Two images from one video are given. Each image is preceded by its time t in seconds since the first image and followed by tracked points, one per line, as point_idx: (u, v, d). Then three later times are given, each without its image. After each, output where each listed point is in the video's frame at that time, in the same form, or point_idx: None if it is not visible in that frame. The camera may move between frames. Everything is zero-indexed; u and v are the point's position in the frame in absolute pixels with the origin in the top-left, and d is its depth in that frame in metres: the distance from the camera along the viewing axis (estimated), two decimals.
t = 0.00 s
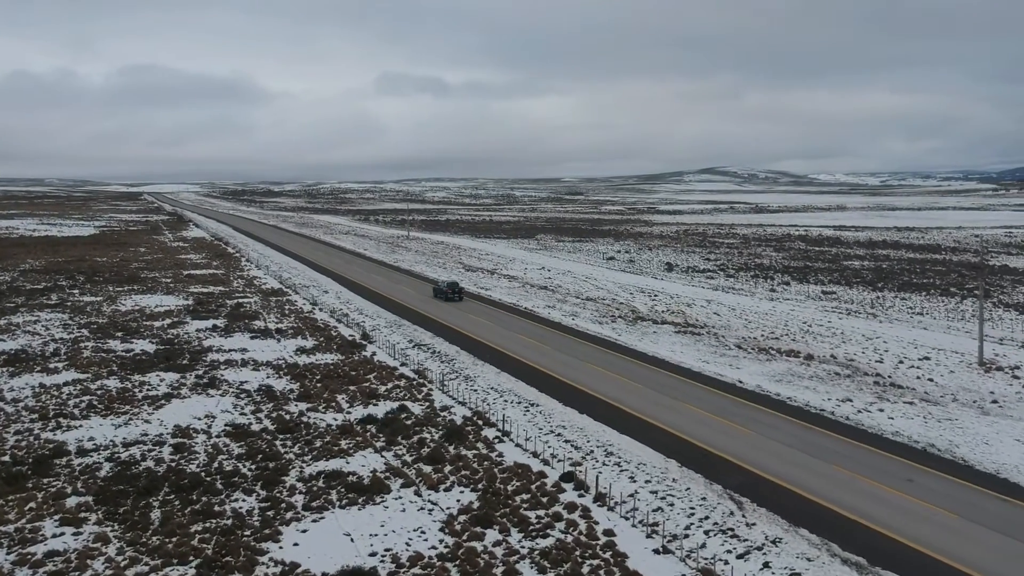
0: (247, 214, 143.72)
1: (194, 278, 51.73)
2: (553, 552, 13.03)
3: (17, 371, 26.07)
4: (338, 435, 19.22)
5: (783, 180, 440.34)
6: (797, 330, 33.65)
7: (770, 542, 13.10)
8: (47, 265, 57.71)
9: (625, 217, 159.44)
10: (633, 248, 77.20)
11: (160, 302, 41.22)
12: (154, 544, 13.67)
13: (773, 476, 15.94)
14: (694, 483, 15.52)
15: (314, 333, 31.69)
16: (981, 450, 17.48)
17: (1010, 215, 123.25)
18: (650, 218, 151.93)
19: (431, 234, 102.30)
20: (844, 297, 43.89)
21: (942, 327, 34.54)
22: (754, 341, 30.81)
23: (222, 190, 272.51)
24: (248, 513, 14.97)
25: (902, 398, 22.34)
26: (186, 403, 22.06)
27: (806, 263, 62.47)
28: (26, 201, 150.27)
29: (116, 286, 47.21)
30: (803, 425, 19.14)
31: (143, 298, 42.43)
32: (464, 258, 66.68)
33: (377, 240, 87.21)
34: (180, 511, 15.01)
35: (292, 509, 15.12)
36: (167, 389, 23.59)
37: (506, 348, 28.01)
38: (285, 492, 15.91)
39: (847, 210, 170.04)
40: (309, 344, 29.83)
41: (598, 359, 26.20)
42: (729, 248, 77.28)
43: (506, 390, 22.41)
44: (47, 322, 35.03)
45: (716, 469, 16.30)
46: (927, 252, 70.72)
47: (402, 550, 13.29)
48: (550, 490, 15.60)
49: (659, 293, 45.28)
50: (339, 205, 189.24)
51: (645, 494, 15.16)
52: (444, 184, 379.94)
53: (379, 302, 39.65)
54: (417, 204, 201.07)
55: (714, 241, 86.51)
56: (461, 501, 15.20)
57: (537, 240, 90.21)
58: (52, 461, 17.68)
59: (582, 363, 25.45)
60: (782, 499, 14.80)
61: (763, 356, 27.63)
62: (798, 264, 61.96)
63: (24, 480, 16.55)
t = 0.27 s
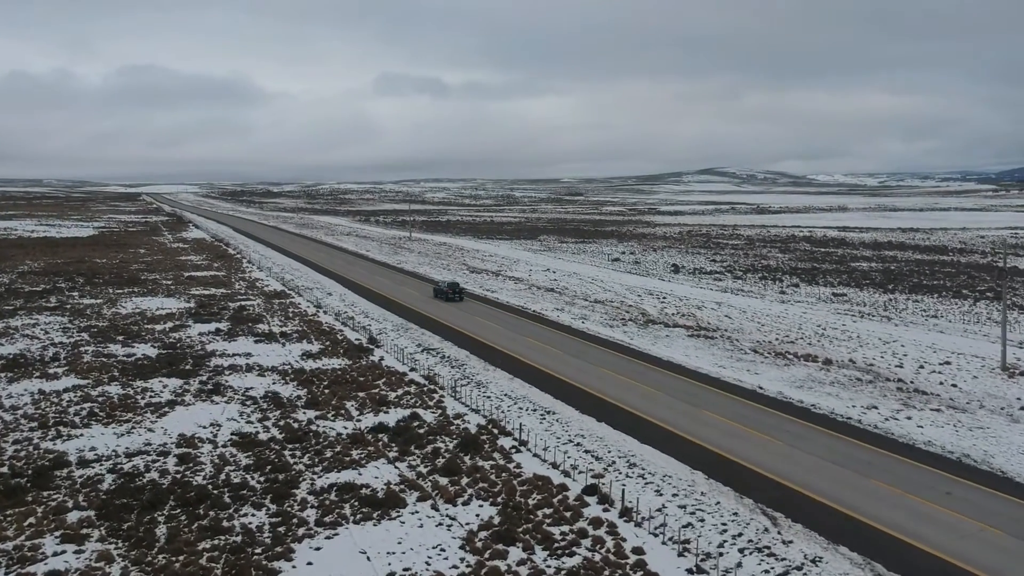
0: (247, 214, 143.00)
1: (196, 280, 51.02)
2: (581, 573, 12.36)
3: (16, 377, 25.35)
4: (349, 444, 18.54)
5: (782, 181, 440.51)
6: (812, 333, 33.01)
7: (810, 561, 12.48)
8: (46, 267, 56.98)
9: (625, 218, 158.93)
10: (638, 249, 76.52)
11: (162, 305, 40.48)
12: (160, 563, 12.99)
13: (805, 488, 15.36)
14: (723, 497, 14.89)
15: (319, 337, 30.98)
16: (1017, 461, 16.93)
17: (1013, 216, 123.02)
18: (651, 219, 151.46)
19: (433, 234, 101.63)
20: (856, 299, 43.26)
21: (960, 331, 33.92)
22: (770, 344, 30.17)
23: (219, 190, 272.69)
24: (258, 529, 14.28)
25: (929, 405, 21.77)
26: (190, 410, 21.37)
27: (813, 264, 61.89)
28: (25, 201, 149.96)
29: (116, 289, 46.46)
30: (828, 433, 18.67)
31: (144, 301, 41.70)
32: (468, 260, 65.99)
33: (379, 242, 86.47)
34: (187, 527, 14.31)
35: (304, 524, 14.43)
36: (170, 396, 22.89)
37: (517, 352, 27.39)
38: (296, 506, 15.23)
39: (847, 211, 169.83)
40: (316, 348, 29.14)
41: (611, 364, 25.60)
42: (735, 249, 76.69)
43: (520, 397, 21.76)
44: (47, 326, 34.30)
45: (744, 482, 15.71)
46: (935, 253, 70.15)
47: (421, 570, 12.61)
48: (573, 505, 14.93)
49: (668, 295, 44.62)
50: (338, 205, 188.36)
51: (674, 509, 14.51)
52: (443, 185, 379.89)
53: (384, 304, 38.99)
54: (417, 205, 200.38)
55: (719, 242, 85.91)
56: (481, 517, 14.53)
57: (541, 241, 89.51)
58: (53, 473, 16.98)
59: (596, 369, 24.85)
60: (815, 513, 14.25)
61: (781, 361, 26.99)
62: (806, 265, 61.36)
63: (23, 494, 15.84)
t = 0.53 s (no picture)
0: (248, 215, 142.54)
1: (199, 282, 50.35)
2: None
3: (16, 383, 24.68)
4: (362, 455, 17.87)
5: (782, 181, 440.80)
6: (829, 337, 32.31)
7: None
8: (46, 269, 56.32)
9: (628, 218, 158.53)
10: (644, 250, 75.83)
11: (164, 308, 39.81)
12: None
13: (842, 503, 14.73)
14: (758, 513, 14.23)
15: (327, 341, 30.29)
16: None
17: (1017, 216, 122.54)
18: (653, 220, 150.92)
19: (436, 235, 100.99)
20: (870, 302, 42.55)
21: (980, 335, 33.21)
22: (788, 349, 29.50)
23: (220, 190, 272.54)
24: (271, 546, 13.60)
25: (958, 412, 21.12)
26: (197, 418, 20.71)
27: (823, 266, 61.15)
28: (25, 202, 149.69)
29: (118, 291, 45.79)
30: (860, 442, 18.03)
31: (147, 304, 41.02)
32: (473, 261, 65.32)
33: (382, 243, 85.82)
34: (196, 545, 13.64)
35: (318, 541, 13.75)
36: (175, 403, 22.21)
37: (530, 357, 26.76)
38: (310, 522, 14.55)
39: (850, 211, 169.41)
40: (323, 352, 28.45)
41: (628, 369, 24.98)
42: (741, 250, 75.99)
43: (537, 404, 21.10)
44: (48, 330, 33.61)
45: (778, 495, 15.07)
46: (945, 254, 69.45)
47: None
48: (601, 520, 14.25)
49: (678, 297, 43.91)
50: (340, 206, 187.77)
51: (707, 525, 13.85)
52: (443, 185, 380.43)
53: (391, 307, 38.35)
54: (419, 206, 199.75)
55: (725, 243, 85.25)
56: (504, 533, 13.86)
57: (546, 242, 88.80)
58: (55, 485, 16.32)
59: (612, 374, 24.22)
60: (857, 530, 13.60)
61: (802, 366, 26.31)
62: (816, 266, 60.66)
63: (24, 508, 15.16)
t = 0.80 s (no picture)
0: (250, 216, 142.10)
1: (202, 284, 49.68)
2: None
3: (17, 389, 24.00)
4: (377, 465, 17.17)
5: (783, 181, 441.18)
6: (848, 340, 31.60)
7: None
8: (48, 270, 55.68)
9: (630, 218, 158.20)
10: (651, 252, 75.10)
11: (168, 310, 39.12)
12: None
13: (883, 518, 14.07)
14: (796, 530, 13.56)
15: (335, 345, 29.58)
16: None
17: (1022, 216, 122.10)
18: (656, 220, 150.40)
19: (440, 236, 100.35)
20: (885, 304, 41.82)
21: (1001, 338, 32.47)
22: (807, 353, 28.79)
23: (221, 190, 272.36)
24: (284, 565, 12.90)
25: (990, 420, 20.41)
26: (203, 427, 20.02)
27: (833, 267, 60.38)
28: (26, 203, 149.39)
29: (120, 293, 45.10)
30: (895, 452, 17.35)
31: (150, 306, 40.34)
32: (479, 262, 64.62)
33: (386, 244, 84.99)
34: (206, 564, 12.95)
35: (335, 559, 13.05)
36: (181, 411, 21.50)
37: (544, 361, 26.09)
38: (324, 538, 13.85)
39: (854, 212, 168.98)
40: (332, 357, 27.75)
41: (646, 374, 24.30)
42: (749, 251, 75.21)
43: (555, 412, 20.41)
44: (49, 333, 32.93)
45: (815, 510, 14.42)
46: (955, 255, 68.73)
47: None
48: (631, 537, 13.55)
49: (690, 299, 43.20)
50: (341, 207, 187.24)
51: (743, 543, 13.18)
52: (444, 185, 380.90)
53: (399, 309, 37.69)
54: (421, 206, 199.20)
55: (732, 244, 84.53)
56: (530, 551, 13.16)
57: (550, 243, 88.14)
58: (57, 498, 15.63)
59: (631, 379, 23.54)
60: (903, 549, 12.91)
61: (824, 372, 25.59)
62: (826, 268, 59.96)
63: (25, 523, 14.48)
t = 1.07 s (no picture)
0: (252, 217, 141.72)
1: (206, 285, 49.01)
2: None
3: (18, 395, 23.34)
4: (393, 477, 16.48)
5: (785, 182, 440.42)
6: (867, 344, 30.88)
7: None
8: (50, 272, 55.11)
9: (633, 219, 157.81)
10: (657, 253, 74.36)
11: (172, 313, 38.46)
12: None
13: (930, 536, 13.36)
14: (839, 549, 12.85)
15: (344, 350, 28.90)
16: None
17: None
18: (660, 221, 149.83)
19: (444, 237, 99.74)
20: (901, 306, 41.08)
21: None
22: (828, 357, 28.08)
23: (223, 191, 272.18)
24: None
25: None
26: (211, 436, 19.35)
27: (843, 269, 59.60)
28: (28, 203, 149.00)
29: (123, 295, 44.47)
30: (934, 464, 16.64)
31: (153, 309, 39.70)
32: (485, 264, 63.97)
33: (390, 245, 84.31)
34: None
35: None
36: (187, 418, 20.84)
37: (560, 366, 25.40)
38: (341, 557, 13.16)
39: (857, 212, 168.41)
40: (341, 362, 27.07)
41: (666, 380, 23.59)
42: (756, 252, 74.41)
43: (576, 420, 19.70)
44: (51, 337, 32.26)
45: (858, 527, 13.72)
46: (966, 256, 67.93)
47: None
48: (665, 556, 12.85)
49: (702, 302, 42.48)
50: (343, 207, 186.74)
51: (784, 563, 12.48)
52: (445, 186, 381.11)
53: (407, 312, 37.04)
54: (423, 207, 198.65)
55: (739, 245, 83.77)
56: (559, 572, 12.47)
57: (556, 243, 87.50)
58: (60, 513, 14.96)
59: (650, 386, 22.85)
60: (954, 569, 12.21)
61: (848, 377, 24.88)
62: (837, 269, 59.25)
63: (26, 540, 13.80)
